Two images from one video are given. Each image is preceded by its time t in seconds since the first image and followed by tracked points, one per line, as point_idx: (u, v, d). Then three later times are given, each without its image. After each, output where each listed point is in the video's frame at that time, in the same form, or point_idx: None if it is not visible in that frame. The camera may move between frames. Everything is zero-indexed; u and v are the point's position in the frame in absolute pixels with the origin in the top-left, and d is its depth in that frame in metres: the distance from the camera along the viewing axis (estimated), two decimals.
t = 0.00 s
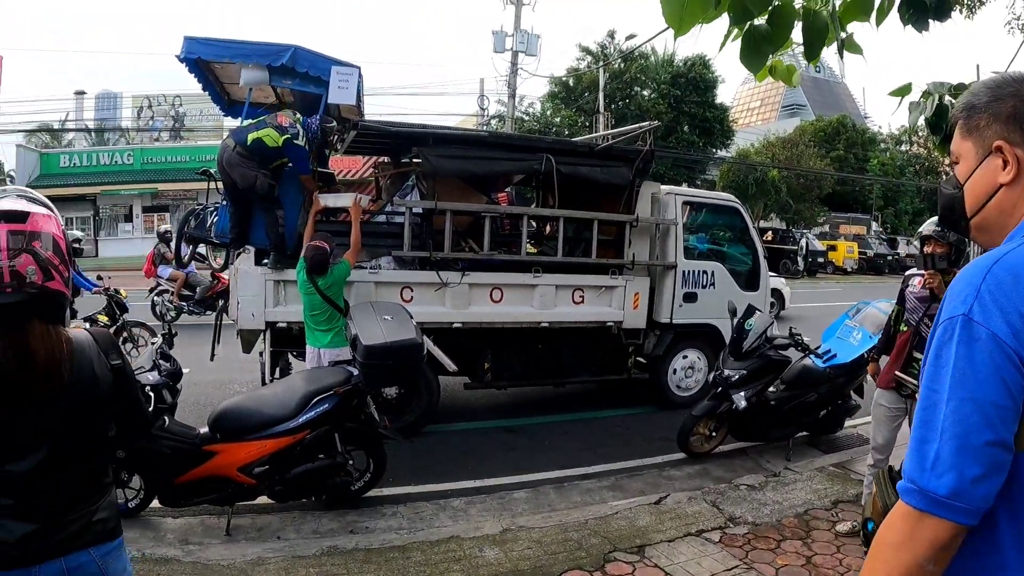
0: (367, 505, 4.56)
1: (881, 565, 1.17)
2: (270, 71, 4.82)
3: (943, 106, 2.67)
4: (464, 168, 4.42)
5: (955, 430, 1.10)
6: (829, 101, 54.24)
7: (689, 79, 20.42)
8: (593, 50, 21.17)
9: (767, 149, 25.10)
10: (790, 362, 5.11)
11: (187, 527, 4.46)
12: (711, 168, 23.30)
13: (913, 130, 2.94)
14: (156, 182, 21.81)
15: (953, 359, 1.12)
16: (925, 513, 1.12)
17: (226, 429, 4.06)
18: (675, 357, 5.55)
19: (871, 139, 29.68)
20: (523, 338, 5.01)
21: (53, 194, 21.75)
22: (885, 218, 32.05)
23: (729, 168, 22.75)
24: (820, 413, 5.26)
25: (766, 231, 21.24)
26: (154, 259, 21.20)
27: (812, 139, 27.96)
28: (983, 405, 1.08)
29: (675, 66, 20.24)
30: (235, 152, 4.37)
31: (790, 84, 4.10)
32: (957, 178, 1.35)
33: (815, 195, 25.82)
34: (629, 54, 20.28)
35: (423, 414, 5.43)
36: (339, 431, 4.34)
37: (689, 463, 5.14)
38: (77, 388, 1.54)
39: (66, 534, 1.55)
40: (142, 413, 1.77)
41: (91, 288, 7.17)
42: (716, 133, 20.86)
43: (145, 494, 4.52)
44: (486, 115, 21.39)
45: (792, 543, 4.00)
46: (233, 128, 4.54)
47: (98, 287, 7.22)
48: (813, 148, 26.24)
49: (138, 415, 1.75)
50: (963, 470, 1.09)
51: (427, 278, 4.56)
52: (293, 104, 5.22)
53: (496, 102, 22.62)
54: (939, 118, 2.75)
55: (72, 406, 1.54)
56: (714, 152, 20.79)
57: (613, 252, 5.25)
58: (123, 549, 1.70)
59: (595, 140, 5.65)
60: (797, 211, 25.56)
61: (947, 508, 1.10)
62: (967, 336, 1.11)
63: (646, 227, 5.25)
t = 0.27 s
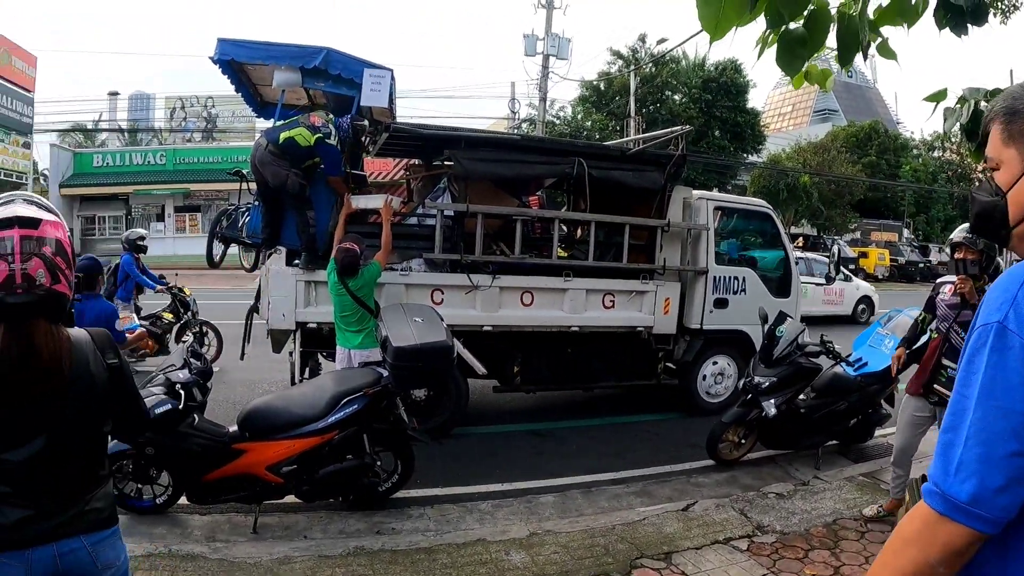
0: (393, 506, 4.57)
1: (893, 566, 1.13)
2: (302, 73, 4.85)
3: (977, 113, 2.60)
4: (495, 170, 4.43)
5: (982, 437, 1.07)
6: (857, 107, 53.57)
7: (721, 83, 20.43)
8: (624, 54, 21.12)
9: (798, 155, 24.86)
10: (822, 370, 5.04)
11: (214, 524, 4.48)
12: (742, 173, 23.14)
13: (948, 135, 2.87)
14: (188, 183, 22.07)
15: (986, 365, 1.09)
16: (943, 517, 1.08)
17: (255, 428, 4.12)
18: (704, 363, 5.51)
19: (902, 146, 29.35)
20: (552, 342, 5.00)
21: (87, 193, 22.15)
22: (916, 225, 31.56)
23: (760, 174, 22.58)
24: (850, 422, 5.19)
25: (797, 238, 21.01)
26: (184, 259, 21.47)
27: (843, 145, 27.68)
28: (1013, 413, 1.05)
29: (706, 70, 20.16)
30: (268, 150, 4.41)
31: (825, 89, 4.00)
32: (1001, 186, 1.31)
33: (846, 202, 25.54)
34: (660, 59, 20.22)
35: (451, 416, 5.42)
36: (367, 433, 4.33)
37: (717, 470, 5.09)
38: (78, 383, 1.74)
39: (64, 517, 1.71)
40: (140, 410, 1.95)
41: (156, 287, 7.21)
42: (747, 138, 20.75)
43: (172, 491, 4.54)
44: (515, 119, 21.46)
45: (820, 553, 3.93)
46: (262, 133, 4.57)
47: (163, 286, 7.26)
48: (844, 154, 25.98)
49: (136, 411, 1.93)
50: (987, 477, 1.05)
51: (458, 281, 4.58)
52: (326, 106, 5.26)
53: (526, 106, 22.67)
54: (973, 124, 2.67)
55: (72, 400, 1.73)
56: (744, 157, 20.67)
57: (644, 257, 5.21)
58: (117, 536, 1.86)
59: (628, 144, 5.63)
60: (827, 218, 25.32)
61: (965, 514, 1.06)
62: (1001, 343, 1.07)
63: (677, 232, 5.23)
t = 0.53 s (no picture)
0: (414, 509, 4.57)
1: None
2: (330, 76, 4.89)
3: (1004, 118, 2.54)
4: (521, 175, 4.45)
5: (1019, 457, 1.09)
6: (880, 113, 53.01)
7: (746, 89, 20.29)
8: (649, 59, 21.05)
9: (822, 161, 24.63)
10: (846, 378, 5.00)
11: (235, 522, 4.51)
12: (766, 179, 22.99)
13: (977, 142, 2.84)
14: (214, 184, 22.17)
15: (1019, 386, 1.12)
16: (985, 538, 1.11)
17: (279, 428, 4.15)
18: (728, 370, 5.48)
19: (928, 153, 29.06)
20: (576, 347, 5.00)
21: (113, 192, 22.44)
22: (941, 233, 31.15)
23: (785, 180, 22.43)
24: (874, 432, 5.14)
25: (822, 245, 20.80)
26: (207, 259, 21.68)
27: (868, 151, 27.44)
28: None
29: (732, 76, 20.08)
30: (294, 148, 4.45)
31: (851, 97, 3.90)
32: None
33: (871, 209, 25.30)
34: (685, 63, 20.14)
35: (473, 420, 5.44)
36: (391, 435, 4.33)
37: (738, 477, 5.06)
38: (59, 375, 1.92)
39: (43, 499, 1.90)
40: (122, 403, 2.12)
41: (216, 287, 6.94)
42: (772, 144, 20.62)
43: (194, 489, 4.56)
44: (539, 123, 21.49)
45: (842, 563, 3.88)
46: (287, 134, 4.62)
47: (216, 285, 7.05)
48: (870, 161, 25.76)
49: (118, 404, 2.10)
50: None
51: (483, 285, 4.59)
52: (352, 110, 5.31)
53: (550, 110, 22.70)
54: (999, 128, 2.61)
55: (54, 391, 1.92)
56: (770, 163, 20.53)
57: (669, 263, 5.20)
58: (97, 525, 2.02)
59: (653, 149, 5.62)
60: (852, 225, 25.09)
61: (1007, 535, 1.08)
62: None
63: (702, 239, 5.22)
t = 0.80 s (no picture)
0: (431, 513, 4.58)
1: None
2: (351, 82, 4.91)
3: None
4: (541, 181, 4.47)
5: None
6: (897, 118, 52.73)
7: (766, 95, 20.21)
8: (669, 65, 20.97)
9: (842, 168, 24.51)
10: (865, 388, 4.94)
11: (252, 523, 4.52)
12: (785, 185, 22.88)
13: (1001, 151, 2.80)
14: (235, 187, 22.36)
15: None
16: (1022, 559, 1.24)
17: (296, 431, 4.16)
18: (746, 378, 5.47)
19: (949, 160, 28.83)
20: (594, 354, 5.01)
21: (133, 194, 22.67)
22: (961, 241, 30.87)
23: (805, 187, 22.33)
24: (893, 442, 5.09)
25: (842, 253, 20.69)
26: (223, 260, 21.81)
27: (888, 158, 27.27)
28: None
29: (751, 82, 20.04)
30: (315, 151, 4.46)
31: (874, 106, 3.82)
32: None
33: (891, 216, 25.11)
34: (705, 69, 20.11)
35: (490, 426, 5.44)
36: (408, 440, 4.34)
37: (755, 486, 5.04)
38: (58, 371, 1.95)
39: (50, 490, 1.95)
40: (121, 399, 2.14)
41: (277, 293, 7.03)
42: (792, 151, 20.53)
43: (212, 490, 4.58)
44: (559, 129, 21.55)
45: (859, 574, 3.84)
46: (309, 138, 4.67)
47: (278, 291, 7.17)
48: (890, 167, 25.58)
49: (116, 401, 2.12)
50: None
51: (502, 291, 4.60)
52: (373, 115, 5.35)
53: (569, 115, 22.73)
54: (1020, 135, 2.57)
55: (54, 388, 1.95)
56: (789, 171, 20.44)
57: (687, 270, 5.19)
58: (98, 513, 2.07)
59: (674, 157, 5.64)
60: (871, 232, 24.91)
61: None
62: None
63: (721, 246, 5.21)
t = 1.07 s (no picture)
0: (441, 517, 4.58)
1: None
2: (365, 85, 4.91)
3: None
4: (556, 185, 4.48)
5: None
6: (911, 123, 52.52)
7: (781, 101, 20.18)
8: (685, 70, 20.96)
9: (857, 174, 24.42)
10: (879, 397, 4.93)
11: (264, 524, 4.53)
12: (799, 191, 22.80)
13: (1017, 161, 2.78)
14: (249, 189, 22.46)
15: None
16: None
17: (309, 432, 4.17)
18: (759, 385, 5.45)
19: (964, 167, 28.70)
20: (607, 359, 5.00)
21: (148, 193, 22.83)
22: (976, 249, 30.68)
23: (820, 194, 22.24)
24: (906, 451, 5.06)
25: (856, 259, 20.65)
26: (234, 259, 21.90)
27: (903, 165, 27.16)
28: None
29: (766, 88, 20.01)
30: (332, 155, 4.46)
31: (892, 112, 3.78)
32: None
33: (905, 223, 24.99)
34: (721, 75, 20.07)
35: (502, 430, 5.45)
36: (420, 443, 4.33)
37: (766, 493, 5.02)
38: (69, 363, 2.03)
39: (61, 478, 2.03)
40: (132, 393, 2.21)
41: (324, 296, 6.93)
42: (806, 157, 20.47)
43: (224, 491, 4.60)
44: (573, 133, 21.57)
45: None
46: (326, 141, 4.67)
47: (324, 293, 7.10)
48: (905, 174, 25.49)
49: (127, 395, 2.19)
50: None
51: (516, 295, 4.61)
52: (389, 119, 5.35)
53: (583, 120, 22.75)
54: None
55: (65, 379, 2.03)
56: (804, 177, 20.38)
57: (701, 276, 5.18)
58: (108, 502, 2.16)
59: (688, 163, 5.63)
60: (886, 239, 24.79)
61: None
62: None
63: (735, 252, 5.21)
